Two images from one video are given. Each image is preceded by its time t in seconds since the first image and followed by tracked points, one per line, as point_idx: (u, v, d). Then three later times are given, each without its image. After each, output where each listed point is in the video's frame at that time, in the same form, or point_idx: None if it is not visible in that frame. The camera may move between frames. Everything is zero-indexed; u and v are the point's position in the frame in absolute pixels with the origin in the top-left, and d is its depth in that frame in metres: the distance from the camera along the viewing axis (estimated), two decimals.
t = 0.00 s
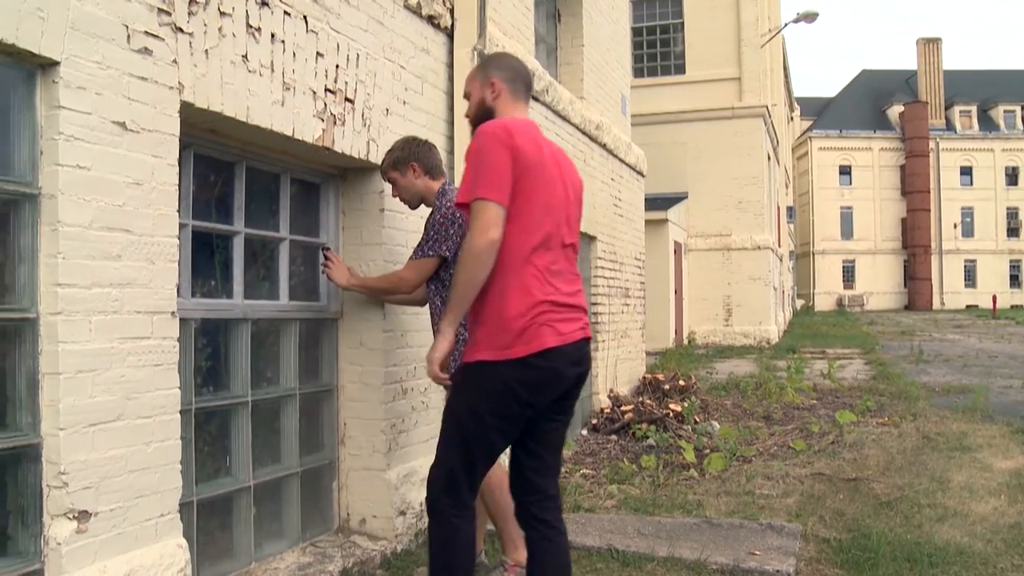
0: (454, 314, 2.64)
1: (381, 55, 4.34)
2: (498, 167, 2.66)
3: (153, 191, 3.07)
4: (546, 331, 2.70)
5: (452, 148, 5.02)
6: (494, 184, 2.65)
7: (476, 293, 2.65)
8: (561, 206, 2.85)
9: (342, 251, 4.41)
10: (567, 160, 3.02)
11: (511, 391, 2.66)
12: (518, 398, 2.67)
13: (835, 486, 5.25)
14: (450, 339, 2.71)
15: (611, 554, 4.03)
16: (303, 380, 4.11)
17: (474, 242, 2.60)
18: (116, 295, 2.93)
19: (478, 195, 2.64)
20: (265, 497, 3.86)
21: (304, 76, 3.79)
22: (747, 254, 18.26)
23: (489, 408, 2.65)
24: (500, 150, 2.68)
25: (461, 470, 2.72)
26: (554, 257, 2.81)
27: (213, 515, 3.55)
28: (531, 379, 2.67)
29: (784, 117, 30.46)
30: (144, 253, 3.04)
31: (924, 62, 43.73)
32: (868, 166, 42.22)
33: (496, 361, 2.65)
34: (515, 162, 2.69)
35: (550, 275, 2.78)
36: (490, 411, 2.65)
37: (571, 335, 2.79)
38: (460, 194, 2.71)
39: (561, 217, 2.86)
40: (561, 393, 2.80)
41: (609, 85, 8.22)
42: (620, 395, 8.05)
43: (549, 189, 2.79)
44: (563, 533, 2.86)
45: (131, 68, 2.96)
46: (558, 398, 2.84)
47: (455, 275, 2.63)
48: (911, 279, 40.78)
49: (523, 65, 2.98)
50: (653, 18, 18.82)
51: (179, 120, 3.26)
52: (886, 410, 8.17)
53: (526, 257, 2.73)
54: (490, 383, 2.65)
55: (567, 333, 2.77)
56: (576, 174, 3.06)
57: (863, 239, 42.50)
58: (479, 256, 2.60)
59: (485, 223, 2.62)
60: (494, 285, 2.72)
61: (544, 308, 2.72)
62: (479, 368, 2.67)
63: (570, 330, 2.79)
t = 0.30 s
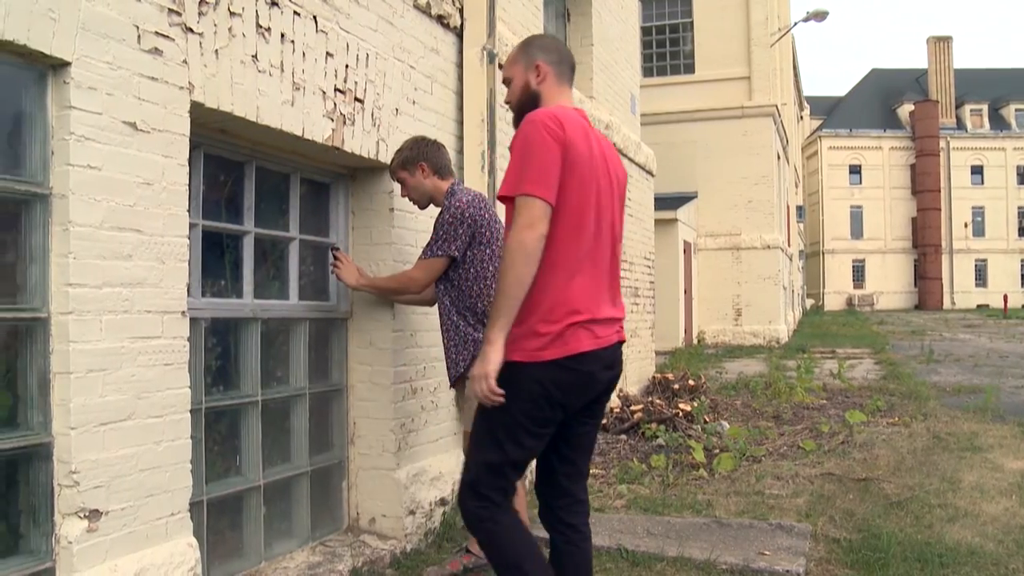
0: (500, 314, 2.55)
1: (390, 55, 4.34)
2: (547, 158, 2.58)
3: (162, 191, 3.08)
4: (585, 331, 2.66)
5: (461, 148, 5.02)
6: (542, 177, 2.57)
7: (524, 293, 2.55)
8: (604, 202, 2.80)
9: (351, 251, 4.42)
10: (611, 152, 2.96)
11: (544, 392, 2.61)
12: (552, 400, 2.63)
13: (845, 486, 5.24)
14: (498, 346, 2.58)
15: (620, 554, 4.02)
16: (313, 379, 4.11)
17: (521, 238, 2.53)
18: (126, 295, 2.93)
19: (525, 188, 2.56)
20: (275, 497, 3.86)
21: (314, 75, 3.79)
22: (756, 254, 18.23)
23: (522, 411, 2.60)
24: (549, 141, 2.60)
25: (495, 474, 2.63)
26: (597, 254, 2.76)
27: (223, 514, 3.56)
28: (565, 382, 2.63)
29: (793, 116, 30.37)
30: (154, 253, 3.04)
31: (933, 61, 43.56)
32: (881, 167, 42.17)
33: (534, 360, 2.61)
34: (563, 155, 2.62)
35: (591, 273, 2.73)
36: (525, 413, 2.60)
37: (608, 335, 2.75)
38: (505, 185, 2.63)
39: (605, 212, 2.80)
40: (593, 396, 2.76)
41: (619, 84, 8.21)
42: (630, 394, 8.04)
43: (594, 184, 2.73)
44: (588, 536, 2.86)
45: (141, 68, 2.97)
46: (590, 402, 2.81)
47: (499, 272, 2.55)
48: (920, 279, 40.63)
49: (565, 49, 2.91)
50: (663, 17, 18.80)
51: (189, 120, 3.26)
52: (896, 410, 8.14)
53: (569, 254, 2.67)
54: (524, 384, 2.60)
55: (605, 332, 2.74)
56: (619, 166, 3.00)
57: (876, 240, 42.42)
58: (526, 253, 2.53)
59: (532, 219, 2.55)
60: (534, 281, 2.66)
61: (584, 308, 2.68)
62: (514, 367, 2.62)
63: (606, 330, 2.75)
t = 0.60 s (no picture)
0: (536, 340, 2.35)
1: (403, 55, 4.35)
2: (577, 165, 2.35)
3: (177, 191, 3.09)
4: (642, 349, 2.39)
5: (474, 148, 5.02)
6: (572, 185, 2.34)
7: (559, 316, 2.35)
8: (654, 203, 2.53)
9: (365, 250, 4.42)
10: (662, 147, 2.68)
11: (608, 415, 2.35)
12: (619, 423, 2.37)
13: (859, 486, 5.22)
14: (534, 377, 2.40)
15: (633, 554, 4.02)
16: (326, 379, 4.12)
17: (552, 256, 2.32)
18: (141, 294, 2.95)
19: (555, 200, 2.34)
20: (288, 496, 3.87)
21: (327, 75, 3.80)
22: (772, 254, 18.23)
23: (594, 440, 2.34)
24: (580, 145, 2.37)
25: (592, 510, 2.34)
26: (651, 262, 2.48)
27: (237, 513, 3.57)
28: (628, 406, 2.37)
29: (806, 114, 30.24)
30: (168, 253, 3.06)
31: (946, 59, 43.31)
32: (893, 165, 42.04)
33: (588, 386, 2.36)
34: (598, 158, 2.39)
35: (646, 284, 2.46)
36: (592, 442, 2.34)
37: (669, 351, 2.48)
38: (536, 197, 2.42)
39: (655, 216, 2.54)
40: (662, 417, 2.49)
41: (632, 84, 8.20)
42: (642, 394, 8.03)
43: (640, 186, 2.48)
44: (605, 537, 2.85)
45: (155, 68, 2.98)
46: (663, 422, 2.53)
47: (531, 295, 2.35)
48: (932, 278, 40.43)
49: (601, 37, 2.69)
50: (676, 16, 18.75)
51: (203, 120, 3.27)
52: (911, 410, 8.11)
53: (616, 266, 2.42)
54: (581, 411, 2.36)
55: (665, 348, 2.47)
56: (672, 160, 2.72)
57: (890, 238, 42.26)
58: (559, 272, 2.32)
59: (563, 234, 2.33)
60: (580, 300, 2.42)
61: (639, 323, 2.41)
62: (565, 395, 2.39)
63: (668, 345, 2.48)
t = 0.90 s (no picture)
0: (549, 337, 2.24)
1: (414, 55, 4.35)
2: (590, 144, 2.16)
3: (188, 191, 3.09)
4: (694, 338, 2.12)
5: (485, 148, 5.02)
6: (586, 166, 2.16)
7: (574, 308, 2.21)
8: (699, 172, 2.24)
9: (376, 250, 4.43)
10: (718, 103, 2.36)
11: (662, 414, 2.09)
12: (676, 422, 2.09)
13: (870, 487, 5.20)
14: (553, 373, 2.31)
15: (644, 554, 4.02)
16: (337, 378, 4.12)
17: (561, 245, 2.18)
18: (154, 294, 2.96)
19: (567, 185, 2.18)
20: (299, 495, 3.88)
21: (338, 75, 3.81)
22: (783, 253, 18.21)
23: (648, 440, 2.09)
24: (593, 121, 2.17)
25: (653, 515, 2.09)
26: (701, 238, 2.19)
27: (248, 512, 3.58)
28: (687, 402, 2.10)
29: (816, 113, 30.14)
30: (180, 253, 3.06)
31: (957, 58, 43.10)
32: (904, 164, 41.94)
33: (632, 384, 2.14)
34: (617, 131, 2.17)
35: (696, 262, 2.17)
36: (647, 443, 2.09)
37: (732, 337, 2.18)
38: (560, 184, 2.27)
39: (703, 187, 2.25)
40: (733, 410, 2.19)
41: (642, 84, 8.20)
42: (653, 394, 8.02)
43: (678, 155, 2.21)
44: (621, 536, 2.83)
45: (167, 69, 2.99)
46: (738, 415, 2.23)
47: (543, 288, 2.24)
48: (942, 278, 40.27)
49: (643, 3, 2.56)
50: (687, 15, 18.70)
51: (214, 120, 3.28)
52: (923, 410, 8.09)
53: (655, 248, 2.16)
54: (633, 409, 2.12)
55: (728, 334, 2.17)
56: (735, 118, 2.39)
57: (899, 237, 42.12)
58: (569, 262, 2.18)
59: (574, 220, 2.18)
60: (618, 289, 2.21)
61: (688, 309, 2.14)
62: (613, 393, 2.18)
63: (732, 330, 2.18)
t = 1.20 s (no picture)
0: (613, 336, 2.15)
1: (422, 55, 4.36)
2: (648, 136, 2.09)
3: (196, 191, 3.10)
4: (743, 345, 2.03)
5: (492, 148, 5.02)
6: (643, 159, 2.09)
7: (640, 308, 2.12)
8: (765, 166, 2.11)
9: (383, 250, 4.43)
10: (798, 90, 2.19)
11: (706, 425, 2.03)
12: (722, 435, 2.03)
13: (878, 487, 5.19)
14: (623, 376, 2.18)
15: (651, 554, 4.01)
16: (344, 378, 4.13)
17: (622, 241, 2.11)
18: (162, 294, 2.97)
19: (625, 177, 2.12)
20: (307, 495, 3.89)
21: (346, 76, 3.81)
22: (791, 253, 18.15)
23: (687, 450, 2.06)
24: (653, 113, 2.10)
25: (690, 527, 2.06)
26: (761, 239, 2.07)
27: (256, 512, 3.59)
28: (734, 411, 2.02)
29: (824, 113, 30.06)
30: (188, 253, 3.07)
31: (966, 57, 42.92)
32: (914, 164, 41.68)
33: (677, 388, 2.09)
34: (675, 123, 2.09)
35: (753, 264, 2.06)
36: (690, 452, 2.05)
37: (792, 346, 2.05)
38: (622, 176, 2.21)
39: (770, 181, 2.11)
40: (794, 422, 2.07)
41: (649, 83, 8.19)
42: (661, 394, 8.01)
43: (740, 149, 2.09)
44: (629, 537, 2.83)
45: (175, 69, 3.00)
46: (804, 429, 2.09)
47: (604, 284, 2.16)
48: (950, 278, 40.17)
49: None
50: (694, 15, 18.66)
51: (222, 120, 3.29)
52: (931, 410, 8.07)
53: (710, 248, 2.07)
54: (679, 415, 2.08)
55: (785, 342, 2.05)
56: (819, 104, 2.20)
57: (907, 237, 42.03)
58: (628, 259, 2.10)
59: (637, 214, 2.10)
60: (674, 288, 2.14)
61: (740, 314, 2.04)
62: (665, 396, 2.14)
63: (790, 339, 2.05)
